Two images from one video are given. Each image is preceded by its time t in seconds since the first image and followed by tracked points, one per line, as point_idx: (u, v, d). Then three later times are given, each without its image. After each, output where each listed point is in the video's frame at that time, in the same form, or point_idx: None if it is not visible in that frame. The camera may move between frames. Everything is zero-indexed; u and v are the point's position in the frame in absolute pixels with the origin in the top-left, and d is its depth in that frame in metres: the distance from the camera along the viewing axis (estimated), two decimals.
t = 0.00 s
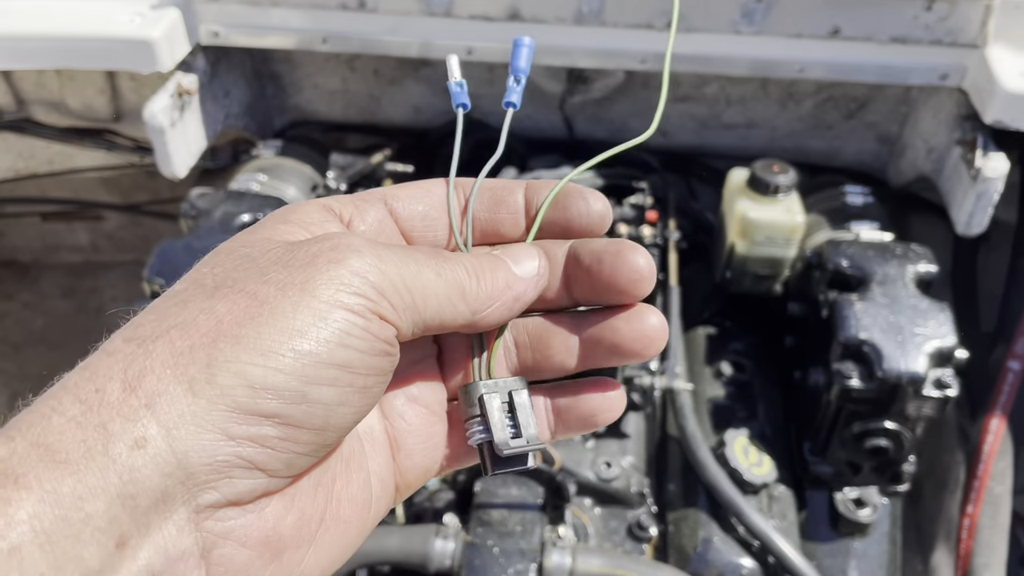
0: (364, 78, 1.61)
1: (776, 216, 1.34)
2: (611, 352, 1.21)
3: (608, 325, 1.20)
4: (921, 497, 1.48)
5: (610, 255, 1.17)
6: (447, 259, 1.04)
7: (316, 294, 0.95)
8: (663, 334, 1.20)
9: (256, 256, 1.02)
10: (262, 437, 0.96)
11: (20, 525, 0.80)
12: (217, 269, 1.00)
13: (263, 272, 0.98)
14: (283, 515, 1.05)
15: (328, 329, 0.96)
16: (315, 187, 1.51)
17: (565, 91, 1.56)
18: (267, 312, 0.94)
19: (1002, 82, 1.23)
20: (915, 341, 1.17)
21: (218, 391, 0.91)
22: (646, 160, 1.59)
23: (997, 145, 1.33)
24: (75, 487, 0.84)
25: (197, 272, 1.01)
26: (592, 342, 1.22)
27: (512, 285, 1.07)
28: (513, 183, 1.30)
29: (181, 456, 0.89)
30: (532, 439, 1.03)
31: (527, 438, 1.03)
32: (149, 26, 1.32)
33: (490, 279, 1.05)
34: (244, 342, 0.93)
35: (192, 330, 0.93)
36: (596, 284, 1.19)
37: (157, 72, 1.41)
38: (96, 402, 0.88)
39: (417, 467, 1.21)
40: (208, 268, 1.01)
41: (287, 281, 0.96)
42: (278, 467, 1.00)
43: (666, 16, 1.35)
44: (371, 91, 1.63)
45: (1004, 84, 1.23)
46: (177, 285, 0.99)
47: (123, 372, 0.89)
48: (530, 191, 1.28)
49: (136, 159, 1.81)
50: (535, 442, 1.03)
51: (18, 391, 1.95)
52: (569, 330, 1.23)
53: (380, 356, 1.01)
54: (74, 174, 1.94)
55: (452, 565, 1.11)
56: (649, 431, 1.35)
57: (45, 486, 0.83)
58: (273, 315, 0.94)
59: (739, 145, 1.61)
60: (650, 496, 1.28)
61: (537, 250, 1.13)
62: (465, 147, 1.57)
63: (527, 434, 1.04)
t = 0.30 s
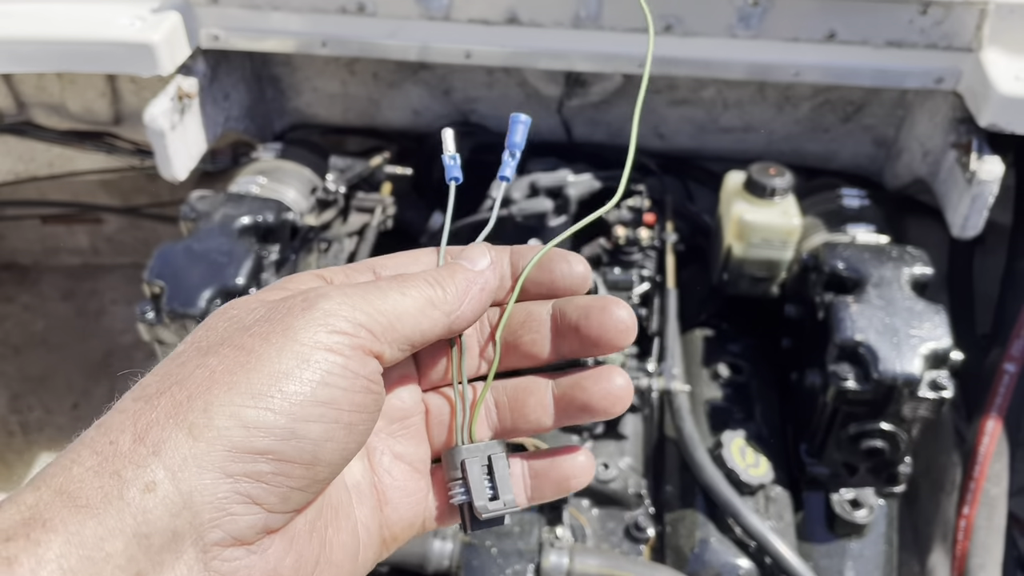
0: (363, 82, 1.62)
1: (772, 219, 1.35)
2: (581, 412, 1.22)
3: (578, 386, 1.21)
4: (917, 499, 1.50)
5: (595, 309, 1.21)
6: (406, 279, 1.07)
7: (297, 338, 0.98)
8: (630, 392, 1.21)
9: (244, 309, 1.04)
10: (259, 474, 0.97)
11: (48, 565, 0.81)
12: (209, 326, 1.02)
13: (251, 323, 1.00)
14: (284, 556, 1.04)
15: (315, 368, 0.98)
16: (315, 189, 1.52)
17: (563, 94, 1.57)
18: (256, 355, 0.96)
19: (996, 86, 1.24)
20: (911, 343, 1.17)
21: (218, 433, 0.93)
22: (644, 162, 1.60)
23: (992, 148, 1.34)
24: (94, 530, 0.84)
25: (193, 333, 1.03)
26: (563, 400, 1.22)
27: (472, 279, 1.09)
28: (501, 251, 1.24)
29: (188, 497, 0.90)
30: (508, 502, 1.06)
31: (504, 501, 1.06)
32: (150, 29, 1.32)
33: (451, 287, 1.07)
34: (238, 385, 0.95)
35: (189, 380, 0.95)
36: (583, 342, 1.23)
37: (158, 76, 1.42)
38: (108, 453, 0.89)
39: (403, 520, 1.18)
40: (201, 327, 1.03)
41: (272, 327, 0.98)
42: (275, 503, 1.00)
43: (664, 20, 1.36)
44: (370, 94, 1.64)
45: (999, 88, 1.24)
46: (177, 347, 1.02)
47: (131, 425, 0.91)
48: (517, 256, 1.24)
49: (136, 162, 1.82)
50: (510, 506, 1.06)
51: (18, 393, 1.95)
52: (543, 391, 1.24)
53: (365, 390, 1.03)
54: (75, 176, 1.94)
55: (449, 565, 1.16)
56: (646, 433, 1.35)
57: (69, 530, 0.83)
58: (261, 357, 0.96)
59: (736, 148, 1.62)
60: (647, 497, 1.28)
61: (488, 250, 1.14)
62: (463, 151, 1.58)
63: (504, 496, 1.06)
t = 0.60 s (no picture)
0: (365, 88, 1.63)
1: (772, 226, 1.35)
2: (567, 438, 1.21)
3: (563, 412, 1.20)
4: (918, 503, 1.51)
5: (581, 338, 1.21)
6: (397, 318, 1.06)
7: (291, 384, 0.98)
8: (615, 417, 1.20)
9: (240, 353, 1.04)
10: (259, 518, 0.97)
11: None
12: (207, 372, 1.02)
13: (246, 370, 1.00)
14: None
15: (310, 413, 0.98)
16: (318, 195, 1.53)
17: (564, 100, 1.57)
18: (252, 403, 0.96)
19: (996, 93, 1.25)
20: (911, 349, 1.18)
21: (218, 481, 0.93)
22: (644, 169, 1.61)
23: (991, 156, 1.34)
24: None
25: (192, 379, 1.03)
26: (549, 426, 1.22)
27: (461, 314, 1.09)
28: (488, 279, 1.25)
29: (191, 545, 0.91)
30: (501, 532, 1.06)
31: (496, 531, 1.06)
32: (153, 37, 1.33)
33: (444, 324, 1.07)
34: (236, 434, 0.95)
35: (189, 429, 0.95)
36: (570, 369, 1.23)
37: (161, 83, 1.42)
38: (114, 503, 0.90)
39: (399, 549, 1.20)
40: (200, 372, 1.03)
41: (267, 373, 0.98)
42: (274, 545, 1.00)
43: (664, 27, 1.36)
44: (372, 101, 1.65)
45: (999, 95, 1.24)
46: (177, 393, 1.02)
47: (134, 475, 0.91)
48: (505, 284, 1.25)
49: (139, 168, 1.83)
50: (501, 536, 1.05)
51: (19, 398, 1.96)
52: (531, 418, 1.24)
53: (359, 432, 1.04)
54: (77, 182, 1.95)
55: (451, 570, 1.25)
56: (647, 438, 1.37)
57: None
58: (257, 405, 0.96)
59: (736, 154, 1.63)
60: (648, 503, 1.29)
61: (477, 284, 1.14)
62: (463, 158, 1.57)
63: (496, 526, 1.06)
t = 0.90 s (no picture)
0: (364, 90, 1.62)
1: (773, 228, 1.35)
2: (573, 425, 1.20)
3: (569, 397, 1.20)
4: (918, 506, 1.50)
5: (589, 320, 1.22)
6: (331, 242, 1.06)
7: (249, 347, 0.99)
8: (620, 404, 1.19)
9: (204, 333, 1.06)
10: (243, 488, 0.98)
11: None
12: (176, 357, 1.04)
13: (205, 345, 1.01)
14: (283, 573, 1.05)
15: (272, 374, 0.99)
16: (317, 197, 1.53)
17: (564, 102, 1.57)
18: (213, 373, 0.97)
19: (997, 95, 1.25)
20: (912, 351, 1.18)
21: (194, 454, 0.94)
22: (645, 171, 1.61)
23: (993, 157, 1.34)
24: (97, 559, 0.87)
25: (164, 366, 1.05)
26: (555, 413, 1.21)
27: (393, 211, 1.08)
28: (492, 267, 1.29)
29: (181, 522, 0.93)
30: (511, 520, 1.05)
31: (506, 519, 1.05)
32: (152, 38, 1.33)
33: (378, 230, 1.07)
34: (204, 405, 0.96)
35: (163, 410, 0.96)
36: (576, 353, 1.23)
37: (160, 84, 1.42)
38: (101, 489, 0.92)
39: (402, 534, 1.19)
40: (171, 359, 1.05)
41: (223, 342, 0.99)
42: (263, 514, 1.00)
43: (665, 29, 1.35)
44: (372, 103, 1.64)
45: (1000, 97, 1.24)
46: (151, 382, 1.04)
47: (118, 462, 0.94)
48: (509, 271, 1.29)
49: (138, 170, 1.82)
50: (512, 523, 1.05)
51: (18, 399, 1.95)
52: (537, 405, 1.23)
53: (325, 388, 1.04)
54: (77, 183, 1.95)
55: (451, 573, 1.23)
56: (647, 440, 1.36)
57: (75, 560, 0.86)
58: (218, 374, 0.97)
59: (737, 156, 1.63)
60: (649, 505, 1.29)
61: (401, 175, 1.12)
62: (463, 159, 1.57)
63: (506, 514, 1.05)
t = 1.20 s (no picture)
0: (366, 90, 1.62)
1: (774, 227, 1.35)
2: (575, 406, 1.20)
3: (571, 379, 1.20)
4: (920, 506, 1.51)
5: (594, 303, 1.21)
6: (389, 258, 1.06)
7: (291, 342, 0.99)
8: (621, 389, 1.19)
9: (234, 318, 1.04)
10: (269, 475, 0.97)
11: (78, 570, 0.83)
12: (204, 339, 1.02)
13: (241, 333, 1.00)
14: (297, 556, 1.04)
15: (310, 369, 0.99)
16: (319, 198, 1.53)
17: (566, 102, 1.57)
18: (253, 363, 0.97)
19: (999, 94, 1.25)
20: (914, 351, 1.18)
21: (225, 440, 0.93)
22: (645, 170, 1.61)
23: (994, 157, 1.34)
24: (120, 536, 0.86)
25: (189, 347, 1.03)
26: (556, 394, 1.22)
27: (455, 248, 1.08)
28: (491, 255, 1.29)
29: (206, 503, 0.92)
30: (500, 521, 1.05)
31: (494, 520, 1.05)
32: (153, 38, 1.33)
33: (436, 258, 1.07)
34: (240, 393, 0.95)
35: (191, 391, 0.95)
36: (578, 336, 1.23)
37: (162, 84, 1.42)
38: (125, 464, 0.90)
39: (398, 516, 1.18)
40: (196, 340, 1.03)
41: (265, 333, 0.99)
42: (285, 502, 1.00)
43: (666, 28, 1.35)
44: (374, 102, 1.64)
45: (1002, 96, 1.24)
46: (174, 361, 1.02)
47: (142, 438, 0.92)
48: (506, 259, 1.28)
49: (140, 170, 1.83)
50: (500, 526, 1.05)
51: (19, 400, 1.95)
52: (538, 388, 1.24)
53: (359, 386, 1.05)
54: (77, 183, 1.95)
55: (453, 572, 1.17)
56: (649, 440, 1.37)
57: (97, 536, 0.85)
58: (259, 365, 0.97)
59: (738, 156, 1.63)
60: (650, 504, 1.29)
61: (468, 206, 1.11)
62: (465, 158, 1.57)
63: (494, 515, 1.04)
